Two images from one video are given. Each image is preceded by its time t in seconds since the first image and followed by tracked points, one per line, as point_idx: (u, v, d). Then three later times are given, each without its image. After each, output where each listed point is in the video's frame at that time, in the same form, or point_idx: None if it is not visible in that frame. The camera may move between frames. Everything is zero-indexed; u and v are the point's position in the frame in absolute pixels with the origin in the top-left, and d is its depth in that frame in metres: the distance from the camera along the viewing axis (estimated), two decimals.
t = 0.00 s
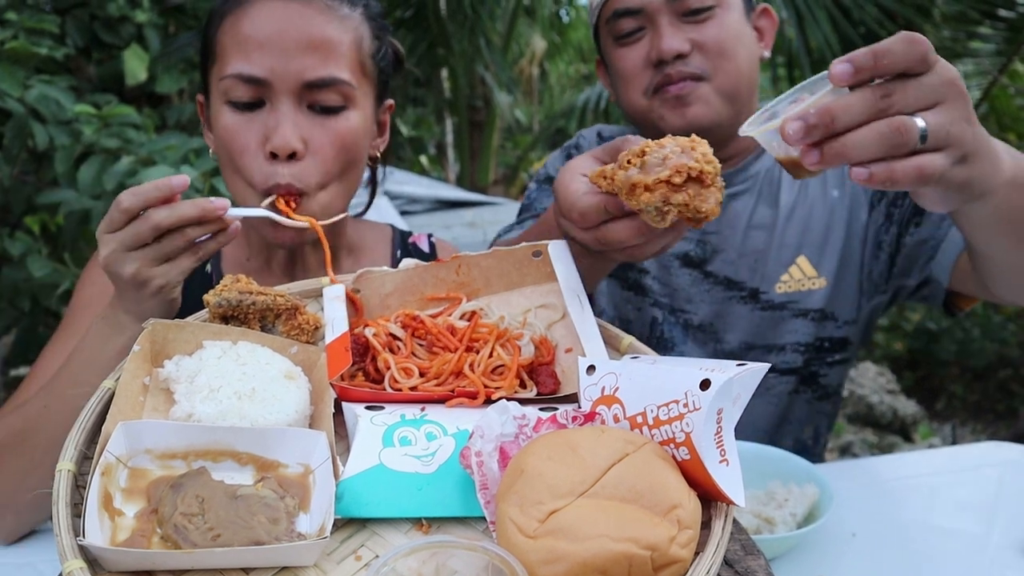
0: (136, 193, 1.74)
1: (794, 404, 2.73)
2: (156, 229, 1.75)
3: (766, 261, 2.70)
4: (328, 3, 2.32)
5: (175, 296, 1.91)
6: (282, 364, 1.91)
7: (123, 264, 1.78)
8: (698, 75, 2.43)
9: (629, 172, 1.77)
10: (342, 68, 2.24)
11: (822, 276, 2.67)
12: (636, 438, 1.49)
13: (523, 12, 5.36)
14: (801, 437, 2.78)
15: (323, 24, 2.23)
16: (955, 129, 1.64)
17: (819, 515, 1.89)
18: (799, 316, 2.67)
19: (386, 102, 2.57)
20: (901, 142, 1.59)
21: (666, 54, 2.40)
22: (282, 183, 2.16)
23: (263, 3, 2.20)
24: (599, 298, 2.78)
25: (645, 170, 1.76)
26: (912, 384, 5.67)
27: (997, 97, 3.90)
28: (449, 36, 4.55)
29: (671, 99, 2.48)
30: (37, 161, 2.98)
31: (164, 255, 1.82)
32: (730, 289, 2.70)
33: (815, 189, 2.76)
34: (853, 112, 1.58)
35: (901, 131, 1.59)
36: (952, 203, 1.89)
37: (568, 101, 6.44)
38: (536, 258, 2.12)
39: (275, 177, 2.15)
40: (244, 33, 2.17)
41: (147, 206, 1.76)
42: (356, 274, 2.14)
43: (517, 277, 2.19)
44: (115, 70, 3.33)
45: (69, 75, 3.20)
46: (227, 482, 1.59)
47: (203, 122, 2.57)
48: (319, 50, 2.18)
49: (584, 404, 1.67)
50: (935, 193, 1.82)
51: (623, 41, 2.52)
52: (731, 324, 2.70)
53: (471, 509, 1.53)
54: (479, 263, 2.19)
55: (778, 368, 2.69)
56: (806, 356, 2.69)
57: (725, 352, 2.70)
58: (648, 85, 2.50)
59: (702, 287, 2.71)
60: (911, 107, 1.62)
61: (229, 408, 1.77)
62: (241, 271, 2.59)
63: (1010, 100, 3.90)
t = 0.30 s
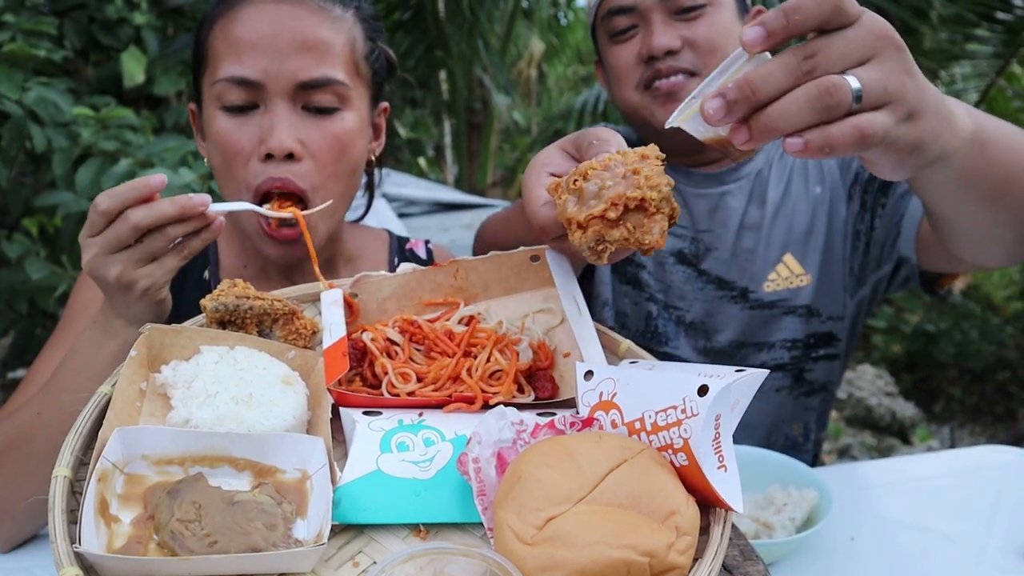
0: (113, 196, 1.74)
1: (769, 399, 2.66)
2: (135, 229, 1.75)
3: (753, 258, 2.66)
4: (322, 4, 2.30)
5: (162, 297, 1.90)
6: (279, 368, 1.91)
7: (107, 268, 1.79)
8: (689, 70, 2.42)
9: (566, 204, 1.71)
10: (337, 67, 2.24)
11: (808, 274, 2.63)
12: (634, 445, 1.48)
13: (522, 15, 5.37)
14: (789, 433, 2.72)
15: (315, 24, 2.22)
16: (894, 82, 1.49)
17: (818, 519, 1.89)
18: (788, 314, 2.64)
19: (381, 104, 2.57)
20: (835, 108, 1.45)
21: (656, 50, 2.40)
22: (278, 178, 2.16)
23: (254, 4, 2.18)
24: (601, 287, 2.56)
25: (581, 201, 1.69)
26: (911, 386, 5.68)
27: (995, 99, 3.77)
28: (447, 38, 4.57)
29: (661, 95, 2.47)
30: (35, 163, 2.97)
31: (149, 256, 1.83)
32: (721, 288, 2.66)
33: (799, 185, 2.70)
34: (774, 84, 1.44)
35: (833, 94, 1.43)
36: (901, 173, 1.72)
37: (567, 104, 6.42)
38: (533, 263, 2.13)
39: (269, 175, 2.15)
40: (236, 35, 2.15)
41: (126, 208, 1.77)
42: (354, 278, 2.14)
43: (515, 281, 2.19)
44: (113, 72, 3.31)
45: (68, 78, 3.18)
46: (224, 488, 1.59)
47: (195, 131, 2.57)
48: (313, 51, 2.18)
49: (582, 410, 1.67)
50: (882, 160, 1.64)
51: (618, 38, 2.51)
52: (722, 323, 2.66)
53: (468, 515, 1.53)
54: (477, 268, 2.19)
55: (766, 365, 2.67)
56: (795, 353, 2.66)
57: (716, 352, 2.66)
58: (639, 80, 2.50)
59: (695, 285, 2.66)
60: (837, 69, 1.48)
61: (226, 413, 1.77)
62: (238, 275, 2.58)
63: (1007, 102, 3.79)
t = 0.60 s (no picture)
0: (93, 188, 1.76)
1: (764, 401, 2.60)
2: (112, 223, 1.76)
3: (743, 257, 2.61)
4: (302, 7, 2.31)
5: (144, 292, 1.90)
6: (277, 374, 1.89)
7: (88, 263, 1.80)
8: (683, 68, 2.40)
9: (536, 219, 1.65)
10: (321, 69, 2.24)
11: (799, 272, 2.56)
12: (634, 451, 1.48)
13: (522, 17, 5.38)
14: (784, 435, 2.64)
15: (296, 27, 2.22)
16: (870, 64, 1.42)
17: (818, 524, 1.88)
18: (779, 313, 2.57)
19: (371, 105, 2.57)
20: (812, 105, 1.37)
21: (652, 45, 2.39)
22: (266, 186, 2.13)
23: (231, 12, 2.19)
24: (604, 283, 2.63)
25: (552, 216, 1.63)
26: (909, 388, 5.67)
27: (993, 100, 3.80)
28: (446, 40, 4.58)
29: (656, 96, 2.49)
30: (32, 165, 2.95)
31: (130, 251, 1.83)
32: (713, 288, 2.61)
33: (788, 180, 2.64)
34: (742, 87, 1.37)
35: (808, 91, 1.35)
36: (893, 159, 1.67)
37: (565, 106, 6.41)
38: (532, 267, 2.12)
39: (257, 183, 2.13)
40: (216, 42, 2.16)
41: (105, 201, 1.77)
42: (353, 281, 2.13)
43: (514, 286, 2.17)
44: (111, 74, 3.29)
45: (65, 79, 3.17)
46: (221, 494, 1.58)
47: (184, 141, 2.56)
48: (294, 54, 2.18)
49: (582, 415, 1.67)
50: (871, 148, 1.58)
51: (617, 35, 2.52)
52: (714, 324, 2.60)
53: (467, 522, 1.52)
54: (476, 272, 2.17)
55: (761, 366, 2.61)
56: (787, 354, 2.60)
57: (709, 352, 2.61)
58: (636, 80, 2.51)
59: (689, 284, 2.63)
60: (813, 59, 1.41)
61: (224, 419, 1.77)
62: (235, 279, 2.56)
63: (1005, 104, 3.81)
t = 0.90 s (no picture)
0: (93, 186, 1.76)
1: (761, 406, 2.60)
2: (108, 223, 1.75)
3: (736, 262, 2.60)
4: (311, 9, 2.32)
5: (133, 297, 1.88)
6: (276, 380, 1.89)
7: (82, 261, 1.79)
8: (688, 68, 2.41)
9: (519, 289, 1.54)
10: (327, 72, 2.23)
11: (793, 277, 2.55)
12: (635, 459, 1.47)
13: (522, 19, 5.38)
14: (781, 441, 2.63)
15: (306, 29, 2.22)
16: (812, 63, 1.32)
17: (819, 530, 1.87)
18: (774, 318, 2.56)
19: (371, 112, 2.56)
20: (750, 114, 1.26)
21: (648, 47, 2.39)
22: (271, 191, 2.13)
23: (240, 10, 2.19)
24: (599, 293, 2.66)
25: (535, 290, 1.52)
26: (909, 391, 5.66)
27: (991, 104, 3.75)
28: (446, 42, 4.57)
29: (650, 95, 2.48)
30: (31, 168, 2.93)
31: (123, 254, 1.81)
32: (707, 292, 2.60)
33: (778, 185, 2.64)
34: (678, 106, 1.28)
35: (744, 102, 1.25)
36: (855, 161, 1.58)
37: (564, 108, 6.40)
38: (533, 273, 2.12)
39: (263, 187, 2.12)
40: (223, 40, 2.15)
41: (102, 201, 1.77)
42: (352, 286, 2.12)
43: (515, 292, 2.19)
44: (110, 76, 3.28)
45: (64, 81, 3.16)
46: (219, 501, 1.57)
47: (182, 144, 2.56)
48: (303, 56, 2.17)
49: (582, 421, 1.65)
50: (827, 151, 1.49)
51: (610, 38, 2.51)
52: (709, 328, 2.59)
53: (466, 529, 1.51)
54: (477, 276, 2.21)
55: (757, 372, 2.59)
56: (783, 359, 2.58)
57: (704, 357, 2.59)
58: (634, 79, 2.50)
59: (684, 288, 2.63)
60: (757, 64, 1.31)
61: (222, 425, 1.76)
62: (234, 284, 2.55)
63: (1005, 108, 3.81)
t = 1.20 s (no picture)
0: (87, 176, 1.76)
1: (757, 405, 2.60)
2: (99, 213, 1.75)
3: (732, 261, 2.59)
4: (295, 9, 2.29)
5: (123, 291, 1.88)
6: (274, 378, 1.88)
7: (72, 250, 1.80)
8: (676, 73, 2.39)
9: (528, 277, 1.53)
10: (313, 75, 2.23)
11: (788, 275, 2.54)
12: (633, 457, 1.47)
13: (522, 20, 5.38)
14: (778, 441, 2.65)
15: (289, 32, 2.21)
16: (789, 35, 1.33)
17: (818, 529, 1.87)
18: (770, 317, 2.55)
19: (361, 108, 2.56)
20: (737, 94, 1.26)
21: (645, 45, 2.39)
22: (263, 198, 2.14)
23: (224, 14, 2.17)
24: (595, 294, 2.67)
25: (545, 276, 1.51)
26: (908, 392, 5.65)
27: (992, 105, 3.76)
28: (445, 42, 4.56)
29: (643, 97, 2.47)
30: (30, 168, 2.93)
31: (114, 245, 1.82)
32: (704, 292, 2.59)
33: (773, 183, 2.61)
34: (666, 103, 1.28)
35: (729, 83, 1.25)
36: (852, 138, 1.57)
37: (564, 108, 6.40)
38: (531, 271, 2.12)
39: (255, 194, 2.13)
40: (207, 45, 2.14)
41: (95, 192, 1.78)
42: (351, 285, 2.13)
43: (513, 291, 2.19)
44: (110, 76, 3.27)
45: (63, 82, 3.15)
46: (218, 500, 1.57)
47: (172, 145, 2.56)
48: (288, 60, 2.17)
49: (580, 420, 1.65)
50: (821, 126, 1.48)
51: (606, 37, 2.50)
52: (706, 328, 2.59)
53: (464, 527, 1.51)
54: (475, 275, 2.19)
55: (754, 372, 2.60)
56: (780, 358, 2.58)
57: (700, 357, 2.60)
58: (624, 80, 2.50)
59: (680, 288, 2.63)
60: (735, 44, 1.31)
61: (220, 423, 1.76)
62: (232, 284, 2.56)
63: (1004, 108, 3.79)
